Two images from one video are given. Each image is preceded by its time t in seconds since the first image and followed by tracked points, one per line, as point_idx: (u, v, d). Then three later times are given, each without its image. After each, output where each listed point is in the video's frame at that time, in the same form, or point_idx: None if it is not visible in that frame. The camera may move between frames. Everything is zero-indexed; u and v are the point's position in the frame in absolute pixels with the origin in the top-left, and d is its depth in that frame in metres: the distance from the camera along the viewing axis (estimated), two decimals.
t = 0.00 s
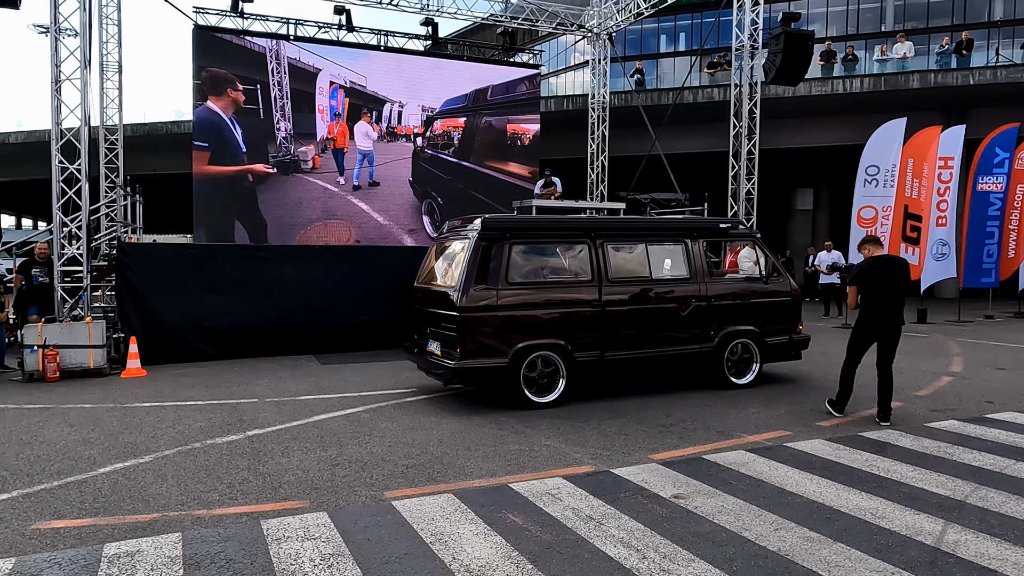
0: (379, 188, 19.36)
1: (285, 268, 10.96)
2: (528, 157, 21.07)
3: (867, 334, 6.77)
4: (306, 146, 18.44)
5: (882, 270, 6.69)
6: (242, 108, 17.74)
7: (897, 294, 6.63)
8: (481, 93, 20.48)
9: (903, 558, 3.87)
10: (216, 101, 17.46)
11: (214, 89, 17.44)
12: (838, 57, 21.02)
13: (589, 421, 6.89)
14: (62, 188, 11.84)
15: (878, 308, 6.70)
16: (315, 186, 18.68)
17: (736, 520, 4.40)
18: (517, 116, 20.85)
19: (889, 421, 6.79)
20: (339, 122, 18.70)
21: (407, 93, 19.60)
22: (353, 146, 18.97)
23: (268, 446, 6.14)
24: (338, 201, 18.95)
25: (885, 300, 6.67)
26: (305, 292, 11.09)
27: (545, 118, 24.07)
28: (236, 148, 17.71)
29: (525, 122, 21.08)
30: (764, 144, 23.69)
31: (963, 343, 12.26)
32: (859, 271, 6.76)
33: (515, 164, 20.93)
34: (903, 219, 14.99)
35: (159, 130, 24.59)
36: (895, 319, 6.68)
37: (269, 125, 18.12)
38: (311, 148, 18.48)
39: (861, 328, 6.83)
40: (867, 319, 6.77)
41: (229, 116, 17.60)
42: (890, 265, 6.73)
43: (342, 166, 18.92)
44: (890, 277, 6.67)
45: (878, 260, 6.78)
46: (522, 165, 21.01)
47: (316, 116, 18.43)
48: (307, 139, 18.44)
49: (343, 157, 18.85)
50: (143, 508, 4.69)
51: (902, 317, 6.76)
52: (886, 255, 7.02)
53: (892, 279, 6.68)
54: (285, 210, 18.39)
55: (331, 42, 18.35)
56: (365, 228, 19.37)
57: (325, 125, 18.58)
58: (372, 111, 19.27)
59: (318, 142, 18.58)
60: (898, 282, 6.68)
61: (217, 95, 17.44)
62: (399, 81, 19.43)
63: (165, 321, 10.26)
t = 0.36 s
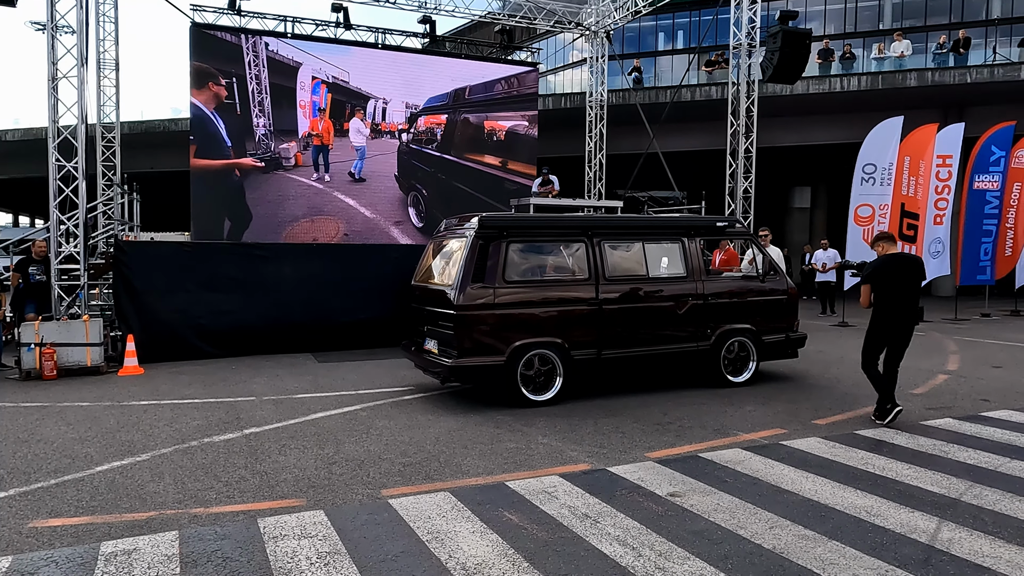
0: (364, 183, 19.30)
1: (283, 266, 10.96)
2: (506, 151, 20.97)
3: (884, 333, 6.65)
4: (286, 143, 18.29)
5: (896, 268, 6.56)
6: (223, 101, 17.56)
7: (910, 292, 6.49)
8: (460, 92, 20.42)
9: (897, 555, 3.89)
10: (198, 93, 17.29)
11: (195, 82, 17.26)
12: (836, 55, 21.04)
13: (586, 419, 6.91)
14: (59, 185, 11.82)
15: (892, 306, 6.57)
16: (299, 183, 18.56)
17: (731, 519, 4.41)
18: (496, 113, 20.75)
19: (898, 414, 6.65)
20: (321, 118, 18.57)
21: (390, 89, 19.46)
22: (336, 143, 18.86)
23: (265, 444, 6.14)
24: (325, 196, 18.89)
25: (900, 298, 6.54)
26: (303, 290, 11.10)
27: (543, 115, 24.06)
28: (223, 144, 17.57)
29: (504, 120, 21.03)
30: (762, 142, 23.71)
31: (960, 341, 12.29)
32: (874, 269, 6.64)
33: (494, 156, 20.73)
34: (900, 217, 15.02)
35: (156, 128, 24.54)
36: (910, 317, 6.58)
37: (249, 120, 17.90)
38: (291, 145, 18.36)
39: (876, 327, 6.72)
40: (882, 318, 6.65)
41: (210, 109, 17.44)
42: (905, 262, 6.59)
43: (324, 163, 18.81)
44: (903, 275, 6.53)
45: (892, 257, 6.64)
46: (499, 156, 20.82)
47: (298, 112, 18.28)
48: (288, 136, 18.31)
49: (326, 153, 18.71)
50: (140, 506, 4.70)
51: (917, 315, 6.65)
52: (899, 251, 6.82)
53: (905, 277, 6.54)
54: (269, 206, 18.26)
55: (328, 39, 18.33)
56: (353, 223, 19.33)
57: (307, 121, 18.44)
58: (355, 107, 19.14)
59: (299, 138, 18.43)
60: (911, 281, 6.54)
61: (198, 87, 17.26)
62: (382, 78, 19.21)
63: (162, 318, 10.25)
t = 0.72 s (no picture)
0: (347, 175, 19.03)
1: (278, 263, 10.94)
2: (483, 142, 20.54)
3: (900, 333, 6.43)
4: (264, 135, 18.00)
5: (911, 264, 6.35)
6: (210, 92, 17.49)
7: (926, 287, 6.27)
8: (440, 86, 20.06)
9: (890, 550, 3.90)
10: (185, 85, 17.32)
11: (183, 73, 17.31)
12: (832, 52, 21.06)
13: (581, 415, 6.92)
14: (52, 181, 11.76)
15: (907, 304, 6.35)
16: (280, 175, 18.32)
17: (724, 513, 4.42)
18: (474, 106, 20.32)
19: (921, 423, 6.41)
20: (298, 109, 18.21)
21: (372, 81, 19.17)
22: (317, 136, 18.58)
23: (259, 440, 6.13)
24: (308, 187, 18.61)
25: (915, 295, 6.32)
26: (299, 286, 11.09)
27: (540, 112, 24.03)
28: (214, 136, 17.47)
29: (481, 113, 20.56)
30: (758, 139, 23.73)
31: (955, 337, 12.32)
32: (887, 266, 6.43)
33: (472, 147, 20.37)
34: (896, 213, 15.04)
35: (151, 125, 24.46)
36: (925, 315, 6.35)
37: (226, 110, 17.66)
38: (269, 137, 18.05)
39: (892, 327, 6.50)
40: (897, 317, 6.43)
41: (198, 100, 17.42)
42: (921, 258, 6.36)
43: (304, 156, 18.52)
44: (918, 270, 6.32)
45: (907, 253, 6.43)
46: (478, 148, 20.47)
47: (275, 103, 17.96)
48: (266, 129, 18.02)
49: (305, 146, 18.39)
50: (134, 502, 4.68)
51: (932, 313, 6.41)
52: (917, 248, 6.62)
53: (921, 274, 6.33)
54: (252, 200, 18.03)
55: (324, 36, 18.29)
56: (338, 213, 18.99)
57: (284, 112, 18.12)
58: (336, 99, 18.82)
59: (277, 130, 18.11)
60: (927, 277, 6.32)
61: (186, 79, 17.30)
62: (365, 69, 18.95)
63: (156, 315, 10.23)
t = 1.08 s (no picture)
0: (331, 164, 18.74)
1: (270, 258, 10.91)
2: (462, 132, 20.22)
3: (903, 327, 6.25)
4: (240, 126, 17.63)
5: (923, 258, 6.21)
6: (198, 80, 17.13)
7: (935, 283, 6.12)
8: (420, 79, 19.82)
9: (878, 543, 3.91)
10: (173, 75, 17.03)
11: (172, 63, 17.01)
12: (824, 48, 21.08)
13: (572, 410, 6.93)
14: (40, 176, 11.65)
15: (914, 299, 6.19)
16: (261, 166, 17.98)
17: (714, 507, 4.43)
18: (454, 99, 20.11)
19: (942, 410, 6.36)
20: (274, 100, 17.86)
21: (353, 72, 18.85)
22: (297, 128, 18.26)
23: (249, 435, 6.11)
24: (290, 178, 18.32)
25: (923, 290, 6.15)
26: (291, 283, 11.05)
27: (532, 107, 23.98)
28: (202, 123, 17.21)
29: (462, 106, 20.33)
30: (750, 135, 23.76)
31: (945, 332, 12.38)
32: (897, 259, 6.28)
33: (453, 138, 20.12)
34: (887, 209, 15.09)
35: (142, 119, 24.30)
36: (932, 312, 6.17)
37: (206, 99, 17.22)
38: (248, 129, 17.72)
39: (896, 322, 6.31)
40: (902, 312, 6.25)
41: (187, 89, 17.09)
42: (933, 254, 6.22)
43: (282, 148, 18.18)
44: (930, 265, 6.18)
45: (920, 247, 6.29)
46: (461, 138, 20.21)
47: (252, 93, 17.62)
48: (244, 120, 17.65)
49: (282, 138, 18.06)
50: (122, 498, 4.66)
51: (940, 310, 6.25)
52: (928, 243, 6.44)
53: (933, 269, 6.19)
54: (233, 193, 17.74)
55: (316, 30, 18.19)
56: (323, 203, 18.79)
57: (261, 102, 17.76)
58: (316, 89, 18.45)
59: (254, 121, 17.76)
60: (937, 273, 6.18)
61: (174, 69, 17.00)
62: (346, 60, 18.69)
63: (147, 310, 10.17)
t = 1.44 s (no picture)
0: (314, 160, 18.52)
1: (261, 256, 10.86)
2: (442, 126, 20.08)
3: (919, 324, 6.09)
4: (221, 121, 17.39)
5: (940, 255, 5.96)
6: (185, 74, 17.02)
7: (951, 281, 5.90)
8: (402, 75, 19.52)
9: (869, 539, 3.93)
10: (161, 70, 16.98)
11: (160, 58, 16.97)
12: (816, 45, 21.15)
13: (565, 407, 6.93)
14: (29, 172, 11.55)
15: (930, 298, 5.99)
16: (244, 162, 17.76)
17: (706, 504, 4.45)
18: (435, 95, 19.91)
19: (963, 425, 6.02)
20: (255, 95, 17.66)
21: (335, 67, 18.61)
22: (279, 124, 18.01)
23: (240, 433, 6.09)
24: (274, 172, 18.10)
25: (942, 289, 5.94)
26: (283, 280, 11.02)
27: (524, 104, 23.95)
28: (190, 116, 17.07)
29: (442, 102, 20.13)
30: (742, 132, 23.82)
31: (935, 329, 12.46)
32: (913, 257, 6.05)
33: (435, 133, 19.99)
34: (878, 206, 15.18)
35: (132, 115, 24.13)
36: (952, 310, 5.98)
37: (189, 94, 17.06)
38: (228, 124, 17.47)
39: (912, 319, 6.15)
40: (920, 310, 6.06)
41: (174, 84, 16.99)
42: (949, 250, 5.98)
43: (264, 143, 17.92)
44: (946, 263, 5.94)
45: (937, 244, 6.04)
46: (442, 132, 20.05)
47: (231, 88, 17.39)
48: (223, 115, 17.41)
49: (264, 133, 17.83)
50: (112, 496, 4.63)
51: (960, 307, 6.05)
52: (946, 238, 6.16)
53: (950, 267, 5.95)
54: (217, 189, 17.49)
55: (307, 26, 18.08)
56: (308, 195, 18.52)
57: (240, 97, 17.52)
58: (298, 85, 18.22)
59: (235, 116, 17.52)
60: (953, 270, 5.95)
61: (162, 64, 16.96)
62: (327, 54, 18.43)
63: (137, 308, 10.11)
